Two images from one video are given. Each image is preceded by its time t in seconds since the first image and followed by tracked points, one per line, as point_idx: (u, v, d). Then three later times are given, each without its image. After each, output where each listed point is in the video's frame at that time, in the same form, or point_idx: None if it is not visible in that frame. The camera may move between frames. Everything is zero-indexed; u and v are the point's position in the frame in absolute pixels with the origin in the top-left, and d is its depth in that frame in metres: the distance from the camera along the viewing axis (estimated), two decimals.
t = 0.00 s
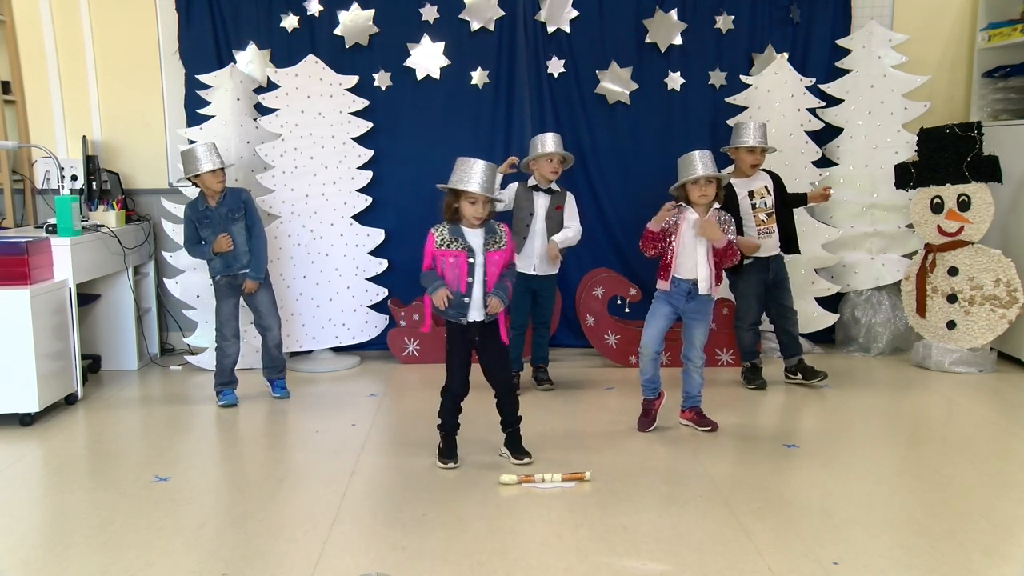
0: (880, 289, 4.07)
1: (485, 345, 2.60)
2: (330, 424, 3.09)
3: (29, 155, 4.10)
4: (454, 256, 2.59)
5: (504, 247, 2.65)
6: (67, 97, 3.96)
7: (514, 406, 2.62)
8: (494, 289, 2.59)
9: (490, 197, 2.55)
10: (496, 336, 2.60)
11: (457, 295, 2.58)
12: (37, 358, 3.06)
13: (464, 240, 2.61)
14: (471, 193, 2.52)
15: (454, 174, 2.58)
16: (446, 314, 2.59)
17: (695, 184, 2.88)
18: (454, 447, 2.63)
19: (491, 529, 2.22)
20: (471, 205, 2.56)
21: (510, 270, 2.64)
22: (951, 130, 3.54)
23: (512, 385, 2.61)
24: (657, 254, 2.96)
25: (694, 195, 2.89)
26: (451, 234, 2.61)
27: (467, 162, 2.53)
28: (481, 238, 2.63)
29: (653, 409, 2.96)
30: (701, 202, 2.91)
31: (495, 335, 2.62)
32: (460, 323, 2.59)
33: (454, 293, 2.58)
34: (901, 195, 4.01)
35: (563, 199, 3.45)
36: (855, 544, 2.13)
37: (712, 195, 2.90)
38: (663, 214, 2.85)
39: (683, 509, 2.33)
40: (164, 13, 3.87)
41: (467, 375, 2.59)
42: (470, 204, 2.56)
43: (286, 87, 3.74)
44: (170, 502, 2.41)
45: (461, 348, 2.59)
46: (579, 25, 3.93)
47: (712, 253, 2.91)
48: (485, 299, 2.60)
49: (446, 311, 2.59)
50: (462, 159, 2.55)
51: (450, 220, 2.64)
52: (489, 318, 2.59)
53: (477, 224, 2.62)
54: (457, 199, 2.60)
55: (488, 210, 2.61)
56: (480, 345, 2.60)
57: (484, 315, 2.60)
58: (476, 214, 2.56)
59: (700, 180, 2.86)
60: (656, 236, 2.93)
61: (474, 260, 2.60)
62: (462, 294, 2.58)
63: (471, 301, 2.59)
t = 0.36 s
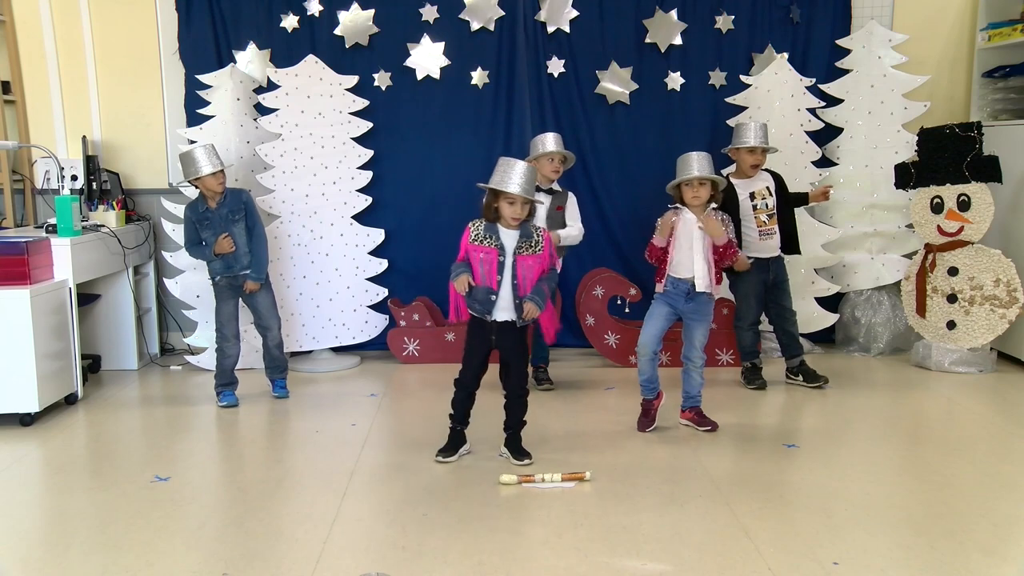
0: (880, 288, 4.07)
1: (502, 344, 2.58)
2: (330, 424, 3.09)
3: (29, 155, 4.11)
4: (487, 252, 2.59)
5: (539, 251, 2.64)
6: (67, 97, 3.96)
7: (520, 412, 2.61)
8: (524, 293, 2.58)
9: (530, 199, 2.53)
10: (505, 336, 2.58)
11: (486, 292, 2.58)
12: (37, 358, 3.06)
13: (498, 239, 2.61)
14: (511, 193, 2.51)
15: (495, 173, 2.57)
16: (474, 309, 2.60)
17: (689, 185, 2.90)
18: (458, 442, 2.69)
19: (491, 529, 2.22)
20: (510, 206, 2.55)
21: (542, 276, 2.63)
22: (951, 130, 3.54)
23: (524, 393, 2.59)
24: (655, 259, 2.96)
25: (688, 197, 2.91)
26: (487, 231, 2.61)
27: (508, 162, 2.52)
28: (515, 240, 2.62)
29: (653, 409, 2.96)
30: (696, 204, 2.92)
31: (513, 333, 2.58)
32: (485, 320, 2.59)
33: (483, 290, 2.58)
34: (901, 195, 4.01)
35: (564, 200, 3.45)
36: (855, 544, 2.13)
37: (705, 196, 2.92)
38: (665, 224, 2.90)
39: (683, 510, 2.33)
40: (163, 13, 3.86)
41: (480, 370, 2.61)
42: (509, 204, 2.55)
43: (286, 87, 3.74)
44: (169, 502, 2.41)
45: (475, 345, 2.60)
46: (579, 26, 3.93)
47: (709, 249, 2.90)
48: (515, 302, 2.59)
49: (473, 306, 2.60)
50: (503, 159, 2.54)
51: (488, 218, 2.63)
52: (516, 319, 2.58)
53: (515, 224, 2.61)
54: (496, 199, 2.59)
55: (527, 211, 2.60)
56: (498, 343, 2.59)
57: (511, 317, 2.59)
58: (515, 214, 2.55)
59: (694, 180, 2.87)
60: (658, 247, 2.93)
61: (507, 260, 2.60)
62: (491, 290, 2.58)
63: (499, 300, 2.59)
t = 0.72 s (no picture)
0: (880, 288, 4.07)
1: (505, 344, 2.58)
2: (331, 424, 3.09)
3: (29, 155, 4.11)
4: (498, 249, 2.59)
5: (550, 253, 2.64)
6: (67, 97, 3.96)
7: (522, 412, 2.61)
8: (533, 293, 2.58)
9: (542, 198, 2.52)
10: (507, 336, 2.58)
11: (495, 289, 2.58)
12: (37, 358, 3.06)
13: (511, 237, 2.60)
14: (524, 193, 2.49)
15: (509, 171, 2.55)
16: (482, 305, 2.60)
17: (679, 186, 2.91)
18: (458, 440, 2.70)
19: (491, 529, 2.22)
20: (523, 205, 2.54)
21: (552, 278, 2.63)
22: (951, 130, 3.54)
23: (526, 394, 2.59)
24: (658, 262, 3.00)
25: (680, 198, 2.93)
26: (499, 228, 2.61)
27: (523, 161, 2.51)
28: (527, 239, 2.62)
29: (653, 409, 2.96)
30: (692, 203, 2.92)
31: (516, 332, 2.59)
32: (492, 317, 2.60)
33: (492, 286, 2.58)
34: (901, 195, 4.01)
35: (566, 199, 3.49)
36: (855, 544, 2.13)
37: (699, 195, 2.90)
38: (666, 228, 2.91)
39: (683, 510, 2.33)
40: (163, 13, 3.87)
41: (483, 367, 2.62)
42: (522, 203, 2.54)
43: (286, 87, 3.74)
44: (169, 502, 2.41)
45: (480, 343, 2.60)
46: (579, 26, 3.93)
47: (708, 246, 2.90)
48: (522, 301, 2.59)
49: (481, 302, 2.59)
50: (518, 158, 2.53)
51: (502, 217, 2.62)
52: (522, 319, 2.58)
53: (527, 224, 2.60)
54: (510, 198, 2.58)
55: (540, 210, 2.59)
56: (502, 342, 2.59)
57: (517, 316, 2.59)
58: (527, 214, 2.54)
59: (684, 179, 2.88)
60: (661, 252, 2.95)
61: (518, 259, 2.60)
62: (500, 288, 2.57)
63: (507, 298, 2.58)
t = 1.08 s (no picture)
0: (880, 288, 4.07)
1: (505, 343, 2.58)
2: (331, 424, 3.09)
3: (29, 155, 4.11)
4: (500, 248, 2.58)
5: (551, 252, 2.64)
6: (67, 97, 3.96)
7: (522, 413, 2.61)
8: (534, 293, 2.58)
9: (537, 199, 2.52)
10: (507, 336, 2.58)
11: (497, 288, 2.58)
12: (37, 358, 3.06)
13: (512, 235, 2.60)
14: (519, 194, 2.50)
15: (505, 172, 2.55)
16: (483, 305, 2.59)
17: (689, 182, 2.90)
18: (460, 441, 2.69)
19: (492, 529, 2.22)
20: (519, 205, 2.54)
21: (553, 277, 2.63)
22: (951, 130, 3.54)
23: (525, 395, 2.58)
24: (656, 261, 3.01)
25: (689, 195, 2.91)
26: (500, 227, 2.61)
27: (519, 162, 2.50)
28: (528, 239, 2.62)
29: (653, 408, 2.96)
30: (698, 202, 2.91)
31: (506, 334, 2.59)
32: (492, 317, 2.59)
33: (494, 285, 2.58)
34: (900, 195, 4.01)
35: (566, 199, 3.48)
36: (855, 544, 2.13)
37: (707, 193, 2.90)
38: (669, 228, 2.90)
39: (683, 510, 2.33)
40: (163, 13, 3.87)
41: (484, 368, 2.61)
42: (517, 204, 2.54)
43: (286, 87, 3.74)
44: (170, 502, 2.41)
45: (480, 345, 2.60)
46: (579, 26, 3.93)
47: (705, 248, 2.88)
48: (523, 301, 2.59)
49: (483, 301, 2.59)
50: (514, 159, 2.52)
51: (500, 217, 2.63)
52: (524, 318, 2.58)
53: (525, 223, 2.61)
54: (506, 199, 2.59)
55: (536, 210, 2.59)
56: (501, 342, 2.59)
57: (518, 316, 2.59)
58: (524, 214, 2.55)
59: (693, 176, 2.88)
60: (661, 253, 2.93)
61: (519, 257, 2.60)
62: (502, 286, 2.57)
63: (509, 297, 2.58)
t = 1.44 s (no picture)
0: (880, 288, 4.07)
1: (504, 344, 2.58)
2: (331, 424, 3.08)
3: (29, 155, 4.11)
4: (493, 248, 2.56)
5: (540, 250, 2.60)
6: (67, 97, 3.96)
7: (522, 413, 2.61)
8: (527, 292, 2.57)
9: (522, 199, 2.53)
10: (501, 338, 2.57)
11: (492, 289, 2.56)
12: (37, 358, 3.06)
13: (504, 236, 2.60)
14: (503, 195, 2.51)
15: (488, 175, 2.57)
16: (478, 306, 2.58)
17: (693, 180, 2.89)
18: (456, 443, 2.65)
19: (492, 529, 2.22)
20: (503, 207, 2.55)
21: (544, 275, 2.60)
22: (951, 130, 3.54)
23: (524, 396, 2.59)
24: (653, 260, 2.99)
25: (691, 193, 2.90)
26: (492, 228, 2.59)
27: (501, 163, 2.53)
28: (517, 238, 2.61)
29: (652, 408, 2.96)
30: (698, 200, 2.90)
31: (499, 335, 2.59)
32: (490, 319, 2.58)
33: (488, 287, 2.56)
34: (901, 195, 4.01)
35: (564, 201, 3.46)
36: (855, 544, 2.13)
37: (709, 192, 2.90)
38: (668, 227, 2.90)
39: (683, 510, 2.33)
40: (164, 13, 3.87)
41: (478, 372, 2.60)
42: (502, 206, 2.55)
43: (286, 87, 3.74)
44: (170, 502, 2.41)
45: (478, 346, 2.59)
46: (579, 26, 3.93)
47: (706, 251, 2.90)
48: (518, 301, 2.58)
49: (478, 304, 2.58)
50: (496, 160, 2.55)
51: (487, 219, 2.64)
52: (521, 319, 2.57)
53: (513, 224, 2.61)
54: (491, 201, 2.60)
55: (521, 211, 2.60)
56: (497, 343, 2.58)
57: (515, 316, 2.58)
58: (507, 216, 2.55)
59: (697, 175, 2.87)
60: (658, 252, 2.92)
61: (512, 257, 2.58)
62: (497, 288, 2.55)
63: (505, 298, 2.58)
